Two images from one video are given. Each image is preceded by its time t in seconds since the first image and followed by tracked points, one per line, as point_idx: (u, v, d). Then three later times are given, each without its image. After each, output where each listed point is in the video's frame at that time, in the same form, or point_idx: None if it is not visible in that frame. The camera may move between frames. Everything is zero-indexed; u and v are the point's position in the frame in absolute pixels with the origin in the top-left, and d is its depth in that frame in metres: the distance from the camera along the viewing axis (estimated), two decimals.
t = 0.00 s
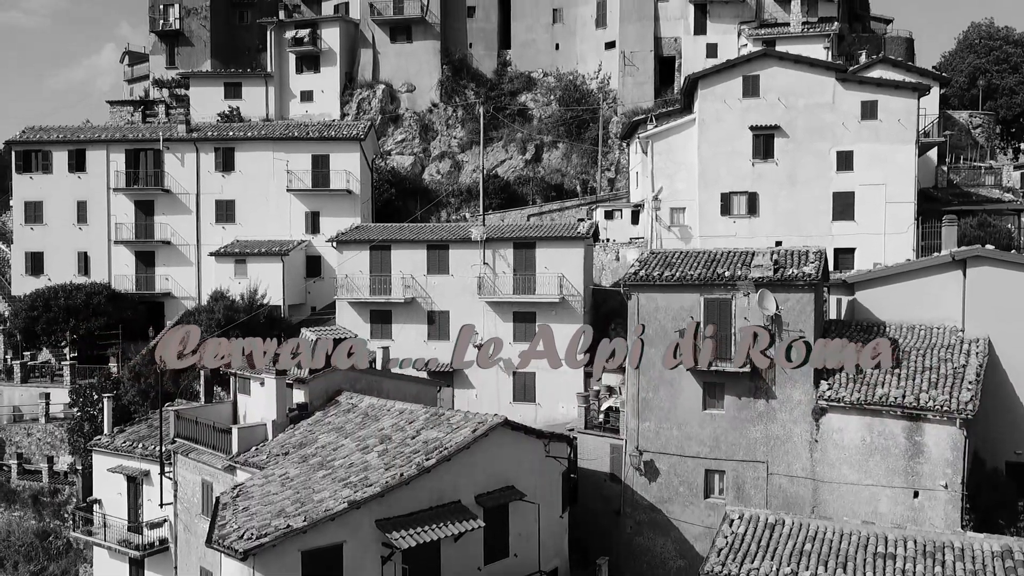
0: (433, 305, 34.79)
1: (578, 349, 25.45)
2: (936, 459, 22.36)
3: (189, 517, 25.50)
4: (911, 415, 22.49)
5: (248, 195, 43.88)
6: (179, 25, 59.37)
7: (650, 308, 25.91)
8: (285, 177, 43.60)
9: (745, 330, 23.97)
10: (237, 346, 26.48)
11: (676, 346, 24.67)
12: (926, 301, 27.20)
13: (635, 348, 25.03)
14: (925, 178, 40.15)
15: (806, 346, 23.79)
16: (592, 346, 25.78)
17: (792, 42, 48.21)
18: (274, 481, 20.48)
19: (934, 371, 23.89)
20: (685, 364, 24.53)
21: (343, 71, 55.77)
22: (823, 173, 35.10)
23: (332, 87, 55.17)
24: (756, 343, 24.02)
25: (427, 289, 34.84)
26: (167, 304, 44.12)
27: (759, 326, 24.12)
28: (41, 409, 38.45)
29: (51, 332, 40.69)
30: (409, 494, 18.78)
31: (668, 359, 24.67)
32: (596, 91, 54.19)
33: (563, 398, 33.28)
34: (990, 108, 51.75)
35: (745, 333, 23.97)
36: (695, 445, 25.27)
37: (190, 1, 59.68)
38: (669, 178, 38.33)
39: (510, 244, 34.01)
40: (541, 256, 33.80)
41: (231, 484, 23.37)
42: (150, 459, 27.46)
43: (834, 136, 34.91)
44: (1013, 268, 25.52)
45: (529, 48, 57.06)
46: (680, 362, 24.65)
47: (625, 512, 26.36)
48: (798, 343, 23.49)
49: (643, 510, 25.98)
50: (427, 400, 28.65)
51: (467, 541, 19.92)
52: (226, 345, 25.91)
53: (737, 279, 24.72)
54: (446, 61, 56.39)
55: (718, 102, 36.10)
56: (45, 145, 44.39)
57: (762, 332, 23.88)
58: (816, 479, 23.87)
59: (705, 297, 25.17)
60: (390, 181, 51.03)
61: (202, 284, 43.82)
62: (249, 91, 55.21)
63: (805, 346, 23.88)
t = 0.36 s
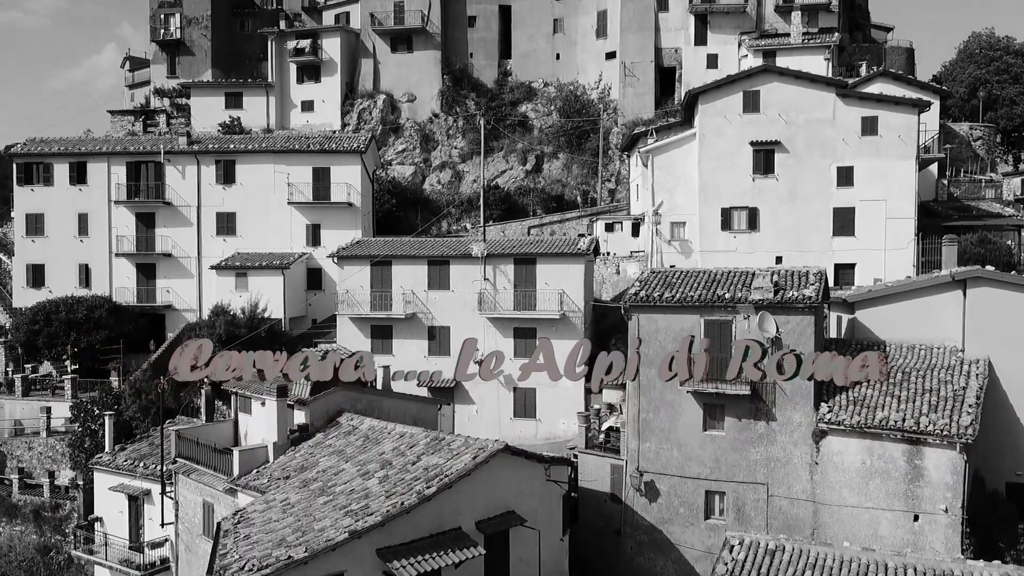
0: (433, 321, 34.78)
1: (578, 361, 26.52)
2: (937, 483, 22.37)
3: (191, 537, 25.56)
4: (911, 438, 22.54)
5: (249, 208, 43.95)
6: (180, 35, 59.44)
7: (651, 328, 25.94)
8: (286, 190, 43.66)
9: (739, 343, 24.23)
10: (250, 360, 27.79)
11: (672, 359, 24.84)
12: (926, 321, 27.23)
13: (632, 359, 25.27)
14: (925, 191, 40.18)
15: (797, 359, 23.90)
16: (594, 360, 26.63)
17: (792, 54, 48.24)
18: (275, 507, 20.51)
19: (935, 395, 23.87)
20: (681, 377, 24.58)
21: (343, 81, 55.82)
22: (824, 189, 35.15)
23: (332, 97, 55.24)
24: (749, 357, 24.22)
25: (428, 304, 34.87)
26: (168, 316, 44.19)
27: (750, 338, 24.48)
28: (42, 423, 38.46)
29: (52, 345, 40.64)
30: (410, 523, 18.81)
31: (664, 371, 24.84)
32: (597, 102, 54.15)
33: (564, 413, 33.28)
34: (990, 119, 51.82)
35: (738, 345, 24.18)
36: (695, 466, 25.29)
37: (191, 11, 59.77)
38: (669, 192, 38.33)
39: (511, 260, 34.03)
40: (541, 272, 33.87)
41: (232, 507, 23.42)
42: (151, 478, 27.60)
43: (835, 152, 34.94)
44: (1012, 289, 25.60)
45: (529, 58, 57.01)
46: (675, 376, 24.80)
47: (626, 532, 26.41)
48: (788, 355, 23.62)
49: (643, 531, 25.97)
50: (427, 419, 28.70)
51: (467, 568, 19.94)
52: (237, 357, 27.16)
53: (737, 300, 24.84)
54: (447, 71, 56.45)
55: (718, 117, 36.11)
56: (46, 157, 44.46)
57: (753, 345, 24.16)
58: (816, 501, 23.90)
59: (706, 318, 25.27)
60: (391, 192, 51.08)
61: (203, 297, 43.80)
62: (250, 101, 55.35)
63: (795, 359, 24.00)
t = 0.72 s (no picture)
0: (434, 338, 34.80)
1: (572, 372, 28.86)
2: (937, 509, 22.40)
3: (192, 560, 25.58)
4: (911, 464, 22.59)
5: (250, 222, 43.98)
6: (181, 45, 59.50)
7: (652, 351, 25.96)
8: (287, 204, 43.72)
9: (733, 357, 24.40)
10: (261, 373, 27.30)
11: (667, 373, 25.06)
12: (926, 343, 27.25)
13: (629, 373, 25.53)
14: (925, 206, 40.19)
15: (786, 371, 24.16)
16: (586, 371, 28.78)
17: (793, 66, 48.27)
18: (276, 536, 20.54)
19: (935, 419, 23.94)
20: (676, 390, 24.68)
21: (343, 92, 55.86)
22: (825, 207, 35.17)
23: (333, 109, 55.29)
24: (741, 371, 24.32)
25: (428, 321, 34.88)
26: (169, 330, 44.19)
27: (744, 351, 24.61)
28: (43, 439, 38.47)
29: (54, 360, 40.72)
30: (411, 554, 18.85)
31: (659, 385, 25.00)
32: (597, 113, 54.22)
33: (565, 432, 33.31)
34: (990, 131, 51.84)
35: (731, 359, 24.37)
36: (695, 490, 25.32)
37: (191, 21, 59.82)
38: (669, 209, 38.35)
39: (511, 278, 34.07)
40: (542, 290, 33.92)
41: (232, 532, 23.48)
42: (152, 500, 27.62)
43: (835, 169, 34.94)
44: (1012, 312, 25.67)
45: (530, 69, 56.97)
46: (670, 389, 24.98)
47: (626, 555, 26.34)
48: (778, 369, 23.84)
49: (643, 554, 25.92)
50: (427, 440, 28.76)
51: None
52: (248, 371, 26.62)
53: (737, 325, 24.90)
54: (447, 82, 56.48)
55: (719, 133, 36.04)
56: (47, 171, 44.54)
57: (746, 359, 24.31)
58: (817, 526, 23.93)
59: (706, 342, 25.33)
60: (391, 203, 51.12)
61: (204, 311, 43.82)
62: (251, 112, 55.48)
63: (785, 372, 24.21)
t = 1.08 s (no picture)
0: (435, 355, 34.78)
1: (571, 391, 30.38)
2: (937, 536, 22.45)
3: None
4: (910, 491, 22.64)
5: (251, 236, 43.99)
6: (182, 56, 59.51)
7: (652, 375, 26.01)
8: (288, 219, 43.78)
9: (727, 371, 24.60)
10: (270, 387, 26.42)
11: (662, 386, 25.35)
12: (927, 366, 27.19)
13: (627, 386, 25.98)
14: (926, 222, 40.19)
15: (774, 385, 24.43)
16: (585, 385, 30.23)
17: (793, 79, 48.32)
18: (276, 565, 20.58)
19: (935, 445, 23.96)
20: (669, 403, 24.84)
21: (344, 103, 55.88)
22: (825, 224, 35.21)
23: (334, 120, 55.31)
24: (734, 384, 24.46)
25: (429, 339, 34.87)
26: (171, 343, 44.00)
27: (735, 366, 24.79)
28: (44, 454, 38.45)
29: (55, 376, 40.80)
30: None
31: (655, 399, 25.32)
32: (598, 125, 54.29)
33: (565, 450, 33.35)
34: (991, 143, 51.84)
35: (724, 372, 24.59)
36: (696, 513, 25.35)
37: (192, 32, 59.86)
38: (669, 225, 38.36)
39: (511, 296, 34.10)
40: (542, 308, 33.95)
41: (233, 557, 23.58)
42: (153, 521, 27.68)
43: (835, 188, 34.99)
44: (1013, 336, 25.68)
45: (530, 80, 56.98)
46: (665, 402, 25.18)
47: None
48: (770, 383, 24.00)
49: None
50: (427, 461, 28.80)
51: None
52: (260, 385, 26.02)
53: (737, 350, 24.97)
54: (448, 93, 56.55)
55: (719, 151, 36.02)
56: (48, 185, 44.62)
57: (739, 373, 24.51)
58: (817, 552, 23.97)
59: (706, 366, 25.39)
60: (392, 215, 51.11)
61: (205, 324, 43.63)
62: (252, 123, 55.58)
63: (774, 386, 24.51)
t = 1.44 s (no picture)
0: (435, 374, 34.78)
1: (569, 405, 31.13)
2: (937, 566, 22.47)
3: None
4: (910, 520, 22.67)
5: (252, 251, 44.04)
6: (182, 68, 59.53)
7: (652, 401, 25.97)
8: (289, 234, 43.83)
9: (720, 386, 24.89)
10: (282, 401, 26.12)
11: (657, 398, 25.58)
12: (927, 390, 27.20)
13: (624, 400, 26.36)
14: (926, 238, 40.24)
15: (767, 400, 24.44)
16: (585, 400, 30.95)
17: (792, 93, 48.41)
18: None
19: (935, 472, 23.97)
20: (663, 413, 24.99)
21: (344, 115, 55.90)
22: (825, 243, 35.24)
23: (334, 132, 55.35)
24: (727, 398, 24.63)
25: (429, 358, 34.86)
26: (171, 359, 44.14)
27: (728, 382, 24.94)
28: (45, 471, 38.41)
29: (57, 393, 40.84)
30: None
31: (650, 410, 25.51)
32: (598, 138, 54.36)
33: (566, 470, 33.40)
34: (992, 156, 51.89)
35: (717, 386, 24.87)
36: (696, 539, 25.32)
37: (193, 43, 59.92)
38: (669, 242, 38.32)
39: (512, 315, 34.12)
40: (542, 327, 33.95)
41: None
42: (154, 545, 27.71)
43: (835, 207, 35.03)
44: (1013, 362, 25.68)
45: (531, 92, 56.99)
46: (660, 414, 25.35)
47: None
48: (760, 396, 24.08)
49: None
50: (427, 483, 28.75)
51: None
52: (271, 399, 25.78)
53: (737, 376, 25.04)
54: (448, 106, 56.60)
55: (719, 169, 36.03)
56: (49, 201, 44.67)
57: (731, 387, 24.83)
58: None
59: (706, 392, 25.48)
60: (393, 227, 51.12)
61: (205, 340, 43.81)
62: (253, 135, 55.68)
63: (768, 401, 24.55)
